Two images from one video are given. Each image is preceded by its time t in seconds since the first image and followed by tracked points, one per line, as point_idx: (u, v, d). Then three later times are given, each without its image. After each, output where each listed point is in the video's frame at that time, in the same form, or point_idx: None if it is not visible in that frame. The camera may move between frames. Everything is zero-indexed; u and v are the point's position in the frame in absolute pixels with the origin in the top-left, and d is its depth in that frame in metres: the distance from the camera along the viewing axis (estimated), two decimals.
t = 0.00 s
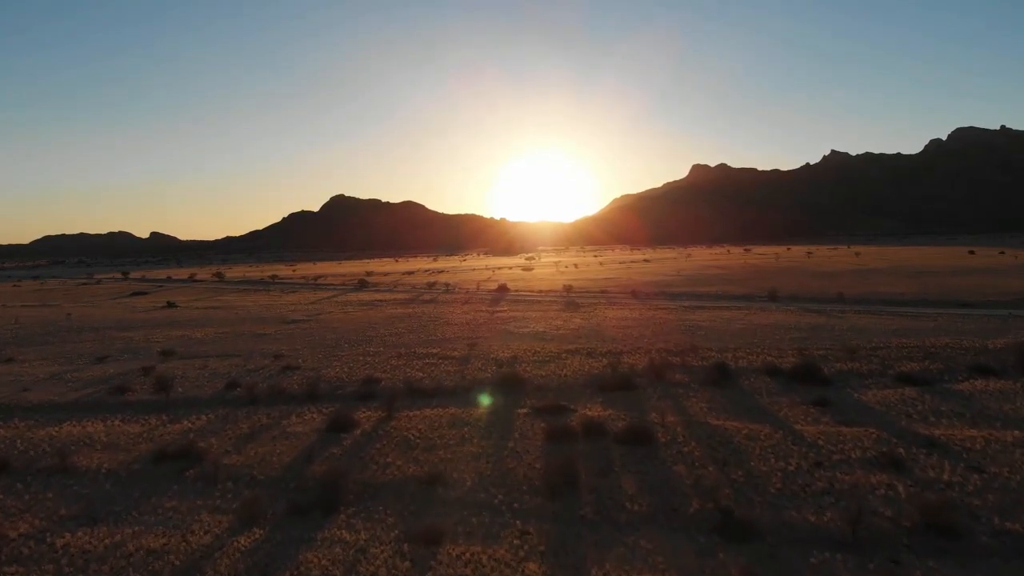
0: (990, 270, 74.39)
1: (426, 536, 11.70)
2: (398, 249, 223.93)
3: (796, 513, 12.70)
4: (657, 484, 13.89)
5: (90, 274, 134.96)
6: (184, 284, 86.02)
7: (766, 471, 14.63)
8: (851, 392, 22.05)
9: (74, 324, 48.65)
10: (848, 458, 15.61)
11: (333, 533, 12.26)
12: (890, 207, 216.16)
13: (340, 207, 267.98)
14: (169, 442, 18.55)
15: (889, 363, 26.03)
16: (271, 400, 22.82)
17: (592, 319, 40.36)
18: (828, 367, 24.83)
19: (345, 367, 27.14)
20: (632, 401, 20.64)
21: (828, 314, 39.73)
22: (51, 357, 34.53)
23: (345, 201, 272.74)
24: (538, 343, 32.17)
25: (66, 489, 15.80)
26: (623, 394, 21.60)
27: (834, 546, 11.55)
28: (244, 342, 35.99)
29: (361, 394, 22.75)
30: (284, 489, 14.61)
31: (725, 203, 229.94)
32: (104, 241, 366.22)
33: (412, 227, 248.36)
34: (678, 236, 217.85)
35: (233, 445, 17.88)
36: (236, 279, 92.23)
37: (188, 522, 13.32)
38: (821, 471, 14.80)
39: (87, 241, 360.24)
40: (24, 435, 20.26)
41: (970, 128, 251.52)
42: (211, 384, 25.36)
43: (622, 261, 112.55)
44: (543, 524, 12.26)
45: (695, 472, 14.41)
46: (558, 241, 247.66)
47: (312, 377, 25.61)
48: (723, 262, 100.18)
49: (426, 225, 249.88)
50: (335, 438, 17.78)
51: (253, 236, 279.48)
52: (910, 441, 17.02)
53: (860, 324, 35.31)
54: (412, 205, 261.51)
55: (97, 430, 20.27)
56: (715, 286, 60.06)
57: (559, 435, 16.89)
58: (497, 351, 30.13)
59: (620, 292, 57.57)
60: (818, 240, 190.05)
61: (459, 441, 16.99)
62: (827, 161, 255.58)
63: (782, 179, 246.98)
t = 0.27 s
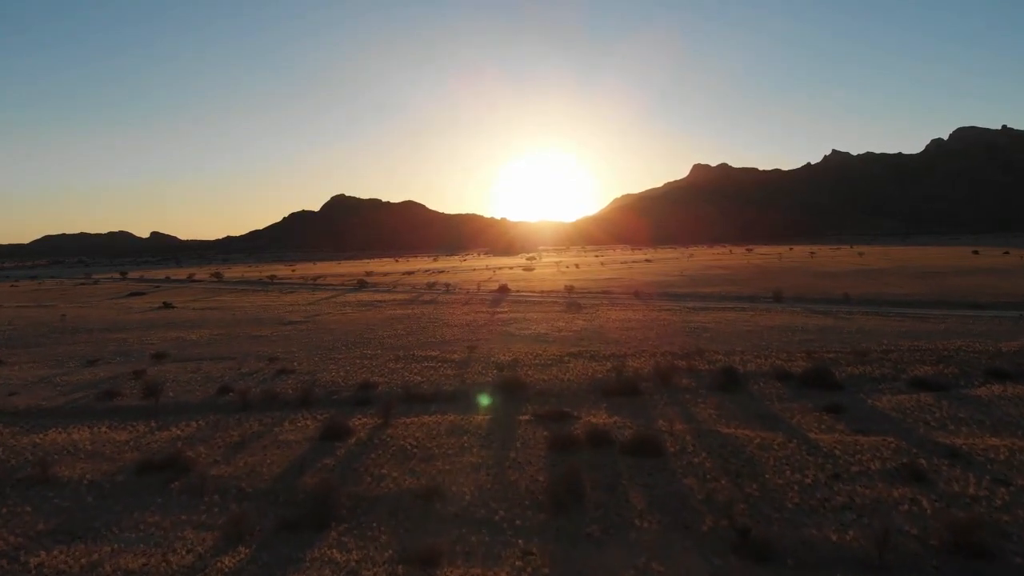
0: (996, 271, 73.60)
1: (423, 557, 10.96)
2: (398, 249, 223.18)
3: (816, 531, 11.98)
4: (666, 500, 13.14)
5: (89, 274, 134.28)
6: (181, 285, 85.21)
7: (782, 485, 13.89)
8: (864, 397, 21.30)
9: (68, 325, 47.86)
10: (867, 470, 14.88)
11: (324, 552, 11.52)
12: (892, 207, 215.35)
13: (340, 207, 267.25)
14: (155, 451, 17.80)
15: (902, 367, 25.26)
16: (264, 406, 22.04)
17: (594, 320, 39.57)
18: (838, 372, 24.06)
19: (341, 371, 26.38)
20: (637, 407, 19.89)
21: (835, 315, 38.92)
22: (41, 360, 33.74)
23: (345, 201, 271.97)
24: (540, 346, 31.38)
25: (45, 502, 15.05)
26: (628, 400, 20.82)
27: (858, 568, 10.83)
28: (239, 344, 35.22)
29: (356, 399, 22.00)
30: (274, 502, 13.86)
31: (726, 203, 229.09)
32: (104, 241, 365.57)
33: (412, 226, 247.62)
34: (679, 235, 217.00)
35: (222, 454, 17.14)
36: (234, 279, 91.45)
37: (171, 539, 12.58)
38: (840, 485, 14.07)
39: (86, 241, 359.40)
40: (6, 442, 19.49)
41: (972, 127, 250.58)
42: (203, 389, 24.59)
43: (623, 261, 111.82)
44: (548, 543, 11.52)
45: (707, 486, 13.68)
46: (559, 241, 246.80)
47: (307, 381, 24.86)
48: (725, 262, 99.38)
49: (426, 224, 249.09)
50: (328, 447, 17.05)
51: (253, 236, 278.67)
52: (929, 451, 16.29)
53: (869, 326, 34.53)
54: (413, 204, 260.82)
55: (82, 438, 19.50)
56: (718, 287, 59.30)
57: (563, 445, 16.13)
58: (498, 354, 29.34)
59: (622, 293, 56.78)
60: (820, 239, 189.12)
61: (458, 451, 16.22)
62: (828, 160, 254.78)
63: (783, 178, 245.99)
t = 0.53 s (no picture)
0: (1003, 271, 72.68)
1: None
2: (398, 249, 222.48)
3: (840, 553, 11.19)
4: (678, 518, 12.35)
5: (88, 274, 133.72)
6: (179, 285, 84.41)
7: (800, 501, 13.10)
8: (880, 405, 20.48)
9: (62, 327, 47.14)
10: (888, 485, 14.10)
11: None
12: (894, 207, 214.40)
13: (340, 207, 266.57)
14: (140, 462, 17.01)
15: (917, 372, 24.43)
16: (255, 413, 21.25)
17: (597, 322, 38.75)
18: (851, 377, 23.23)
19: (337, 375, 25.56)
20: (644, 415, 19.08)
21: (843, 317, 38.09)
22: (31, 363, 32.92)
23: (345, 201, 271.28)
24: (542, 348, 30.57)
25: (21, 517, 14.27)
26: (634, 407, 20.00)
27: None
28: (234, 347, 34.46)
29: (352, 406, 21.19)
30: (261, 519, 13.08)
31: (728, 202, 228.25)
32: (104, 241, 365.06)
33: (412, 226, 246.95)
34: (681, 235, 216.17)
35: (210, 466, 16.34)
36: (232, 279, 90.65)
37: (150, 561, 11.80)
38: (861, 500, 13.29)
39: (86, 241, 358.68)
40: None
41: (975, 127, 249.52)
42: (194, 394, 23.79)
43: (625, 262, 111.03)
44: (553, 566, 10.75)
45: (721, 503, 12.89)
46: (560, 241, 246.02)
47: (302, 386, 24.06)
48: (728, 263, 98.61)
49: (427, 224, 248.38)
50: (321, 458, 16.27)
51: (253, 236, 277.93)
52: (953, 463, 15.49)
53: (879, 328, 33.70)
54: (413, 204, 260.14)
55: (65, 447, 18.71)
56: (722, 288, 58.49)
57: (568, 455, 15.34)
58: (499, 357, 28.52)
59: (625, 294, 55.91)
60: (822, 239, 188.18)
61: (457, 462, 15.43)
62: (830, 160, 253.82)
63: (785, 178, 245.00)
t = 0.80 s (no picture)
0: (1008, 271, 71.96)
1: None
2: (399, 249, 221.91)
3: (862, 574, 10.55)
4: (690, 534, 11.71)
5: (87, 274, 133.13)
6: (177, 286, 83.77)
7: (817, 516, 12.46)
8: (894, 411, 19.80)
9: (56, 329, 46.48)
10: (909, 498, 13.44)
11: None
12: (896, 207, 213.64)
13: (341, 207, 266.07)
14: (127, 472, 16.37)
15: (930, 376, 23.72)
16: (248, 419, 20.59)
17: (600, 324, 38.09)
18: (862, 382, 22.54)
19: (333, 379, 24.91)
20: (651, 421, 18.42)
21: (849, 318, 37.45)
22: (22, 366, 32.29)
23: (345, 201, 270.69)
24: (544, 351, 29.90)
25: None
26: (640, 413, 19.33)
27: None
28: (230, 349, 33.80)
29: (348, 412, 20.54)
30: (249, 535, 12.44)
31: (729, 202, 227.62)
32: (104, 241, 364.47)
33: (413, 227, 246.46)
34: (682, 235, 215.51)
35: (198, 476, 15.70)
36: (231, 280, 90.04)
37: None
38: (881, 515, 12.65)
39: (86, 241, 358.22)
40: None
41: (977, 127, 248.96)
42: (186, 400, 23.14)
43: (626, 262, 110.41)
44: None
45: (734, 519, 12.24)
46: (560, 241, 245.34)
47: (297, 391, 23.41)
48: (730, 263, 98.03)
49: (427, 225, 247.83)
50: (315, 468, 15.63)
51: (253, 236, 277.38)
52: (975, 474, 14.82)
53: (887, 331, 33.02)
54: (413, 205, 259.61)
55: (49, 456, 18.06)
56: (725, 289, 57.85)
57: (572, 465, 14.69)
58: (499, 360, 27.86)
59: (627, 295, 55.29)
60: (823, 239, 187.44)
61: (456, 472, 14.78)
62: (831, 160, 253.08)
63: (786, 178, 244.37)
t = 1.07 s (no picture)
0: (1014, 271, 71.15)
1: None
2: (399, 249, 221.19)
3: None
4: (705, 556, 10.97)
5: (85, 274, 132.48)
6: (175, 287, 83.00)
7: (839, 536, 11.72)
8: (912, 418, 19.03)
9: (49, 330, 45.75)
10: (935, 515, 12.68)
11: None
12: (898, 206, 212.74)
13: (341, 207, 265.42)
14: (109, 485, 15.63)
15: (945, 381, 22.94)
16: (239, 427, 19.82)
17: (603, 326, 37.30)
18: (875, 388, 21.77)
19: (329, 384, 24.17)
20: (658, 430, 17.67)
21: (858, 320, 36.63)
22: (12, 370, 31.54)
23: (345, 200, 270.02)
24: (546, 354, 29.12)
25: None
26: (647, 421, 18.59)
27: None
28: (224, 352, 33.03)
29: (343, 419, 19.79)
30: (235, 555, 11.69)
31: (730, 202, 226.88)
32: (104, 241, 363.90)
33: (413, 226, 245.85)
34: (683, 235, 214.78)
35: (184, 490, 14.95)
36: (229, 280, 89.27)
37: None
38: (907, 534, 11.91)
39: (86, 241, 357.53)
40: None
41: (979, 126, 248.01)
42: (177, 406, 22.39)
43: (628, 262, 109.78)
44: None
45: (751, 540, 11.50)
46: (561, 241, 244.65)
47: (291, 397, 22.66)
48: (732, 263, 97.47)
49: (428, 224, 247.10)
50: (307, 480, 14.89)
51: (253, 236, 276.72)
52: (1002, 488, 14.07)
53: (897, 333, 32.25)
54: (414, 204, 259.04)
55: (31, 466, 17.32)
56: (729, 290, 57.09)
57: (577, 478, 13.92)
58: (500, 363, 27.08)
59: (630, 295, 54.48)
60: (825, 239, 186.58)
61: (455, 486, 14.02)
62: (833, 160, 252.30)
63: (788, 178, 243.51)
